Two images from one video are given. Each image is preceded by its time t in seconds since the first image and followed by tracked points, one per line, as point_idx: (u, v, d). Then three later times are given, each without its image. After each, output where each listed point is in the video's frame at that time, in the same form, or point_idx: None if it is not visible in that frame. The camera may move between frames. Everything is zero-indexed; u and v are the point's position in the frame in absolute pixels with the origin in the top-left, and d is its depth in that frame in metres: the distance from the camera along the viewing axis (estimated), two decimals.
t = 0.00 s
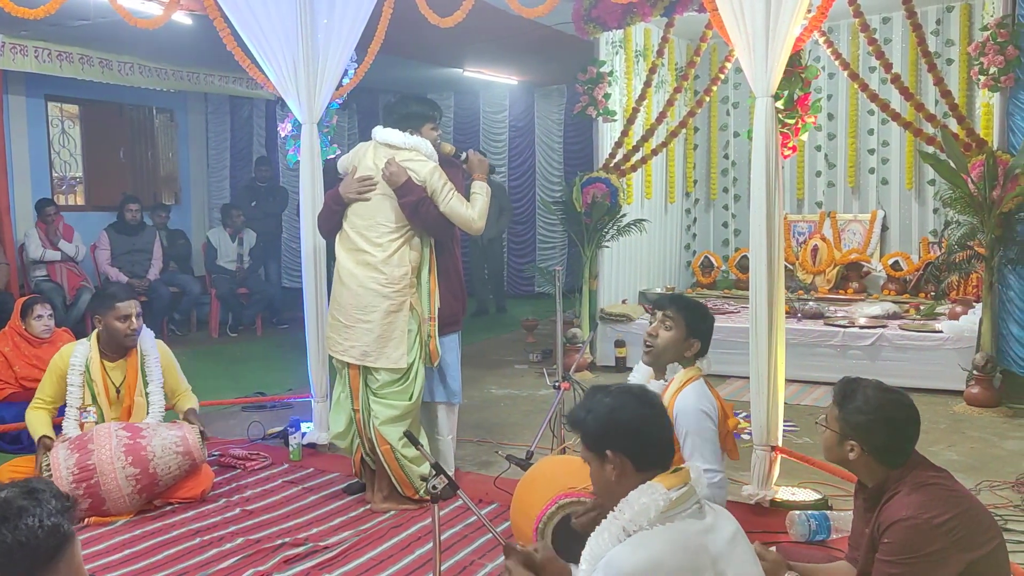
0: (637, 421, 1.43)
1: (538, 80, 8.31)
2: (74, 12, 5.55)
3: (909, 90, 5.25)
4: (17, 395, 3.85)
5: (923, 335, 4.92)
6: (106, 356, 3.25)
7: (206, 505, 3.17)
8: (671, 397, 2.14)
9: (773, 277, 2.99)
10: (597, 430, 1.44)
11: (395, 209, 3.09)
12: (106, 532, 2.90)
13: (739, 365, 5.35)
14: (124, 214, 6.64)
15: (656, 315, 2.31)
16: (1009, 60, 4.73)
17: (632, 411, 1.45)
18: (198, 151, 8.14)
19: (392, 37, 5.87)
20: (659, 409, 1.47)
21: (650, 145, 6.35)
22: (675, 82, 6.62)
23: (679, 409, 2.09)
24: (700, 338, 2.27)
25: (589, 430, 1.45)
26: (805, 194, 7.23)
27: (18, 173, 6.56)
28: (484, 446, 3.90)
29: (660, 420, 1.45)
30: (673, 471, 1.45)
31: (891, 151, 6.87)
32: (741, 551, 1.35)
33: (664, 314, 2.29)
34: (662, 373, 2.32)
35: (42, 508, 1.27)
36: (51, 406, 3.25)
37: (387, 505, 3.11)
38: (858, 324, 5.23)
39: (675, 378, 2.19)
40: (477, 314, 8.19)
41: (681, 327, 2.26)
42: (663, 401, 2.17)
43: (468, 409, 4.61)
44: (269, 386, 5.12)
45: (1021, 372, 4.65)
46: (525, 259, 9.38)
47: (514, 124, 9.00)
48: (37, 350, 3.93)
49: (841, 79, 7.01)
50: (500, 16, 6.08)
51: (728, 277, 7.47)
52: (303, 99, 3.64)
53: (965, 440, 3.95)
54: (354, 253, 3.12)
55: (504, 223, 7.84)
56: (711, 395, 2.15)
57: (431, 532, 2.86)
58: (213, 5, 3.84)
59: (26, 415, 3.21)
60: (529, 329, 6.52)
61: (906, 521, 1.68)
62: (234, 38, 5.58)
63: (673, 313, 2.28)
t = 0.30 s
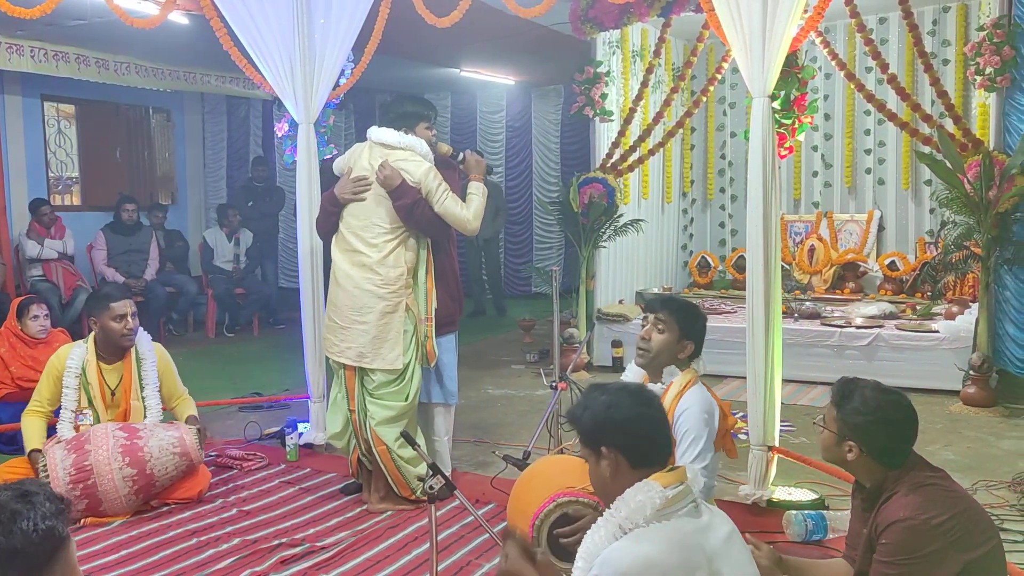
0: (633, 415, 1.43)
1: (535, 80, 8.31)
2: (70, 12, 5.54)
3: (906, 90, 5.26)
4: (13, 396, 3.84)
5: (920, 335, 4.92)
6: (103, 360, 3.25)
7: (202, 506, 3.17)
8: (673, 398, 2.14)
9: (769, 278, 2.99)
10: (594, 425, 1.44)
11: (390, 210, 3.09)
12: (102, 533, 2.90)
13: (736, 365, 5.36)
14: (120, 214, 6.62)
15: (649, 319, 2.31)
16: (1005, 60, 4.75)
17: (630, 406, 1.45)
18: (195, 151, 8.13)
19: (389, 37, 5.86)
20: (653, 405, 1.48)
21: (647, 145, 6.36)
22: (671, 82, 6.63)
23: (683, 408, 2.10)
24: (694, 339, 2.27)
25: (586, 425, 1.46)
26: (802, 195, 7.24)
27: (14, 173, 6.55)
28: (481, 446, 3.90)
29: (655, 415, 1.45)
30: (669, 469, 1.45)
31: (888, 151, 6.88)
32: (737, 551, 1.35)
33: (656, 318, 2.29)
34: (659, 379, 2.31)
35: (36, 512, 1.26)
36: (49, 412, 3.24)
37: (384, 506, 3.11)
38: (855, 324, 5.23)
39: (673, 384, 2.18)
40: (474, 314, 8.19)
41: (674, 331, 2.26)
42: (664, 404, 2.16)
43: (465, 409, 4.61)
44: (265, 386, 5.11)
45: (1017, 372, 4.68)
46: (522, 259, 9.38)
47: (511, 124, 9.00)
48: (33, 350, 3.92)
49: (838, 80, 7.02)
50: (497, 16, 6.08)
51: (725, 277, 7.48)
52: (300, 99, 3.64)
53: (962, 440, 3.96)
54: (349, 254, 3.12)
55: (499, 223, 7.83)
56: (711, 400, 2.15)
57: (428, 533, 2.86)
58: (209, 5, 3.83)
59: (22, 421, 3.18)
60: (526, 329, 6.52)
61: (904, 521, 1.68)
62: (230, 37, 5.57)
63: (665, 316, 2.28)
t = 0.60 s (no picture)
0: (626, 414, 1.43)
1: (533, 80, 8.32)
2: (66, 11, 5.54)
3: (903, 91, 5.27)
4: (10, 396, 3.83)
5: (917, 335, 4.93)
6: (99, 360, 3.25)
7: (199, 506, 3.17)
8: (671, 399, 2.15)
9: (766, 277, 3.00)
10: (591, 425, 1.44)
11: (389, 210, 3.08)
12: (99, 534, 2.89)
13: (733, 365, 5.36)
14: (117, 214, 6.61)
15: (643, 327, 2.31)
16: (1000, 60, 4.77)
17: (624, 402, 1.45)
18: (192, 151, 8.13)
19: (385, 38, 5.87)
20: (651, 403, 1.49)
21: (644, 145, 6.36)
22: (668, 82, 6.64)
23: (680, 411, 2.11)
24: (691, 337, 2.27)
25: (582, 424, 1.46)
26: (798, 195, 7.25)
27: (10, 172, 6.54)
28: (478, 446, 3.90)
29: (650, 413, 1.46)
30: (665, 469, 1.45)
31: (885, 151, 6.88)
32: (732, 550, 1.35)
33: (650, 324, 2.29)
34: (659, 378, 2.29)
35: (43, 509, 1.25)
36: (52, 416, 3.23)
37: (381, 506, 3.11)
38: (852, 324, 5.24)
39: (674, 383, 2.18)
40: (471, 314, 8.19)
41: (669, 335, 2.26)
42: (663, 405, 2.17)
43: (462, 409, 4.61)
44: (262, 386, 5.11)
45: (1014, 373, 4.81)
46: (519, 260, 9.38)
47: (508, 124, 9.00)
48: (30, 350, 3.90)
49: (835, 80, 7.03)
50: (495, 16, 6.08)
51: (722, 277, 7.49)
52: (297, 98, 3.63)
53: (958, 439, 3.97)
54: (348, 254, 3.11)
55: (500, 223, 7.83)
56: (709, 398, 2.16)
57: (425, 533, 2.86)
58: (206, 4, 3.82)
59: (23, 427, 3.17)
60: (523, 329, 6.53)
61: (900, 521, 1.69)
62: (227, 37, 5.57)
63: (658, 321, 2.27)
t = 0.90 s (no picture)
0: (621, 416, 1.43)
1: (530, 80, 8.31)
2: (63, 11, 5.53)
3: (899, 91, 5.27)
4: (6, 397, 3.81)
5: (913, 335, 4.94)
6: (96, 359, 3.24)
7: (196, 506, 3.16)
8: (677, 399, 2.16)
9: (763, 276, 3.00)
10: (585, 425, 1.44)
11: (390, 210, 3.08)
12: (95, 534, 2.89)
13: (731, 365, 5.37)
14: (114, 214, 6.60)
15: (652, 321, 2.30)
16: (997, 61, 4.78)
17: (618, 404, 1.45)
18: (189, 152, 8.12)
19: (382, 39, 5.87)
20: (644, 403, 1.48)
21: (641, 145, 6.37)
22: (665, 83, 6.64)
23: (685, 411, 2.11)
24: (699, 336, 2.27)
25: (577, 423, 1.46)
26: (796, 195, 7.26)
27: (7, 172, 6.53)
28: (475, 446, 3.90)
29: (644, 412, 1.45)
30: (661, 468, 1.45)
31: (882, 151, 6.89)
32: (728, 550, 1.35)
33: (660, 319, 2.28)
34: (664, 376, 2.31)
35: (25, 512, 1.25)
36: (43, 410, 3.24)
37: (378, 507, 3.11)
38: (849, 324, 5.24)
39: (678, 383, 2.19)
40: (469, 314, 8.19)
41: (677, 332, 2.26)
42: (666, 404, 2.18)
43: (459, 409, 4.62)
44: (259, 386, 5.11)
45: (1010, 372, 4.82)
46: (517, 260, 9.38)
47: (505, 124, 9.01)
48: (26, 351, 3.87)
49: (832, 80, 7.03)
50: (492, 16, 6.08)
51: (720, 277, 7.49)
52: (294, 98, 3.63)
53: (955, 439, 3.97)
54: (348, 255, 3.11)
55: (503, 223, 7.82)
56: (715, 402, 2.17)
57: (422, 533, 2.86)
58: (203, 4, 3.82)
59: (13, 416, 3.18)
60: (521, 329, 6.53)
61: (895, 521, 1.69)
62: (224, 36, 5.57)
63: (668, 318, 2.27)
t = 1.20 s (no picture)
0: (620, 414, 1.43)
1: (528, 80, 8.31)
2: (61, 11, 5.53)
3: (897, 91, 5.27)
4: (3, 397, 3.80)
5: (911, 335, 4.94)
6: (93, 356, 3.24)
7: (194, 507, 3.16)
8: (671, 407, 2.15)
9: (761, 276, 3.00)
10: (584, 424, 1.45)
11: (391, 210, 3.07)
12: (93, 534, 2.89)
13: (728, 365, 5.37)
14: (112, 214, 6.59)
15: (641, 336, 2.30)
16: (994, 61, 4.78)
17: (619, 403, 1.45)
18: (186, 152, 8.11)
19: (380, 39, 5.87)
20: (646, 404, 1.48)
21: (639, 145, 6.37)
22: (663, 83, 6.64)
23: (678, 418, 2.10)
24: (689, 341, 2.27)
25: (576, 423, 1.46)
26: (793, 195, 7.26)
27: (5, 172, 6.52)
28: (473, 447, 3.90)
29: (643, 411, 1.45)
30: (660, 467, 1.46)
31: (879, 151, 6.90)
32: (724, 549, 1.35)
33: (647, 334, 2.28)
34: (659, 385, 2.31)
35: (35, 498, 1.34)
36: (45, 416, 3.23)
37: (376, 507, 3.10)
38: (847, 324, 5.24)
39: (674, 388, 2.21)
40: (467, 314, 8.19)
41: (667, 342, 2.27)
42: (662, 411, 2.18)
43: (457, 409, 4.62)
44: (257, 387, 5.10)
45: (1006, 372, 4.82)
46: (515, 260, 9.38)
47: (503, 125, 9.01)
48: (24, 350, 3.87)
49: (829, 81, 7.04)
50: (490, 16, 6.07)
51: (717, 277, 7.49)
52: (292, 98, 3.63)
53: (952, 439, 3.98)
54: (349, 255, 3.10)
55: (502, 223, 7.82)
56: (709, 403, 2.17)
57: (419, 533, 2.86)
58: (200, 4, 3.82)
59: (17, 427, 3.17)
60: (519, 329, 6.53)
61: (893, 521, 1.69)
62: (222, 36, 5.57)
63: (655, 330, 2.26)
